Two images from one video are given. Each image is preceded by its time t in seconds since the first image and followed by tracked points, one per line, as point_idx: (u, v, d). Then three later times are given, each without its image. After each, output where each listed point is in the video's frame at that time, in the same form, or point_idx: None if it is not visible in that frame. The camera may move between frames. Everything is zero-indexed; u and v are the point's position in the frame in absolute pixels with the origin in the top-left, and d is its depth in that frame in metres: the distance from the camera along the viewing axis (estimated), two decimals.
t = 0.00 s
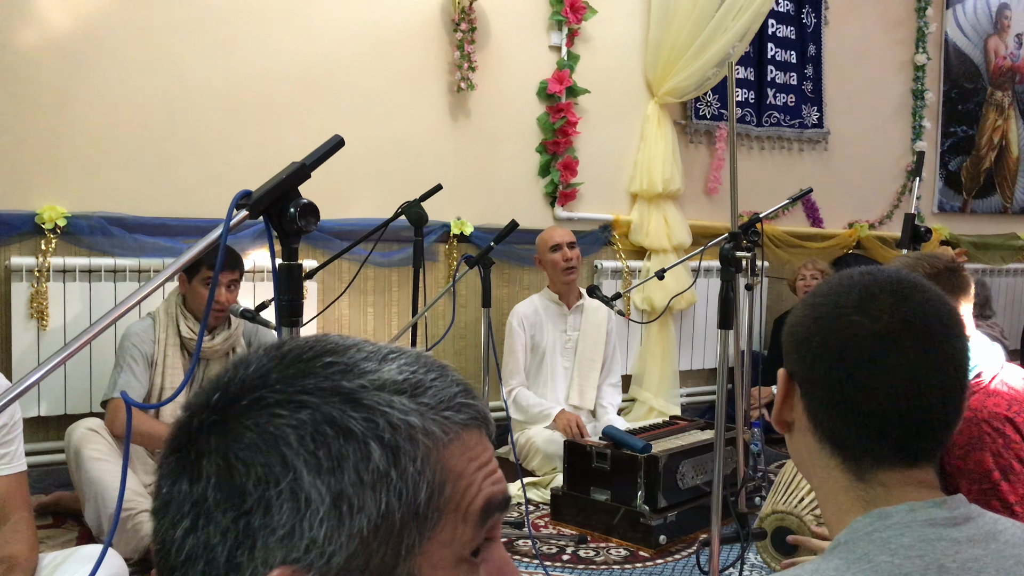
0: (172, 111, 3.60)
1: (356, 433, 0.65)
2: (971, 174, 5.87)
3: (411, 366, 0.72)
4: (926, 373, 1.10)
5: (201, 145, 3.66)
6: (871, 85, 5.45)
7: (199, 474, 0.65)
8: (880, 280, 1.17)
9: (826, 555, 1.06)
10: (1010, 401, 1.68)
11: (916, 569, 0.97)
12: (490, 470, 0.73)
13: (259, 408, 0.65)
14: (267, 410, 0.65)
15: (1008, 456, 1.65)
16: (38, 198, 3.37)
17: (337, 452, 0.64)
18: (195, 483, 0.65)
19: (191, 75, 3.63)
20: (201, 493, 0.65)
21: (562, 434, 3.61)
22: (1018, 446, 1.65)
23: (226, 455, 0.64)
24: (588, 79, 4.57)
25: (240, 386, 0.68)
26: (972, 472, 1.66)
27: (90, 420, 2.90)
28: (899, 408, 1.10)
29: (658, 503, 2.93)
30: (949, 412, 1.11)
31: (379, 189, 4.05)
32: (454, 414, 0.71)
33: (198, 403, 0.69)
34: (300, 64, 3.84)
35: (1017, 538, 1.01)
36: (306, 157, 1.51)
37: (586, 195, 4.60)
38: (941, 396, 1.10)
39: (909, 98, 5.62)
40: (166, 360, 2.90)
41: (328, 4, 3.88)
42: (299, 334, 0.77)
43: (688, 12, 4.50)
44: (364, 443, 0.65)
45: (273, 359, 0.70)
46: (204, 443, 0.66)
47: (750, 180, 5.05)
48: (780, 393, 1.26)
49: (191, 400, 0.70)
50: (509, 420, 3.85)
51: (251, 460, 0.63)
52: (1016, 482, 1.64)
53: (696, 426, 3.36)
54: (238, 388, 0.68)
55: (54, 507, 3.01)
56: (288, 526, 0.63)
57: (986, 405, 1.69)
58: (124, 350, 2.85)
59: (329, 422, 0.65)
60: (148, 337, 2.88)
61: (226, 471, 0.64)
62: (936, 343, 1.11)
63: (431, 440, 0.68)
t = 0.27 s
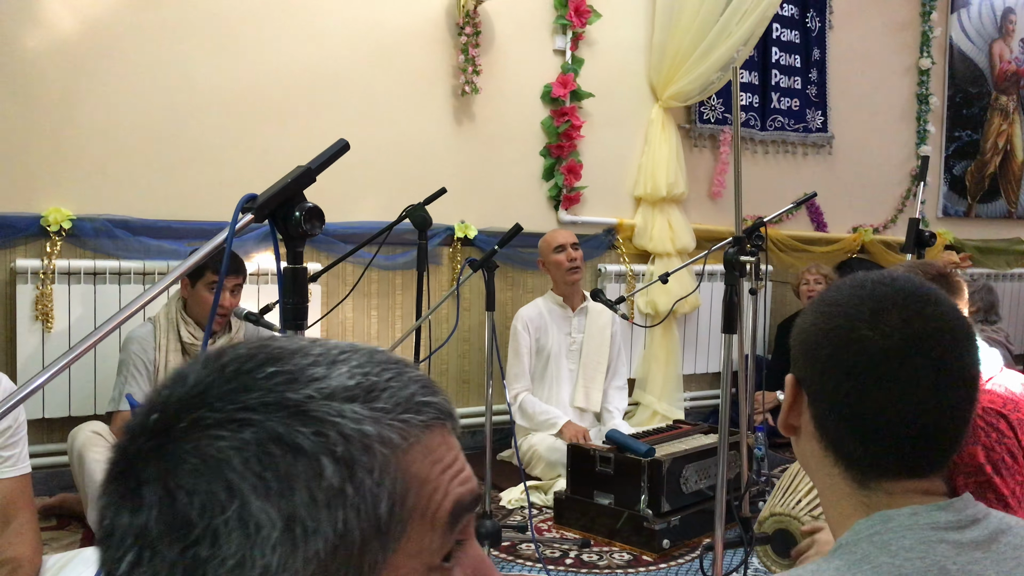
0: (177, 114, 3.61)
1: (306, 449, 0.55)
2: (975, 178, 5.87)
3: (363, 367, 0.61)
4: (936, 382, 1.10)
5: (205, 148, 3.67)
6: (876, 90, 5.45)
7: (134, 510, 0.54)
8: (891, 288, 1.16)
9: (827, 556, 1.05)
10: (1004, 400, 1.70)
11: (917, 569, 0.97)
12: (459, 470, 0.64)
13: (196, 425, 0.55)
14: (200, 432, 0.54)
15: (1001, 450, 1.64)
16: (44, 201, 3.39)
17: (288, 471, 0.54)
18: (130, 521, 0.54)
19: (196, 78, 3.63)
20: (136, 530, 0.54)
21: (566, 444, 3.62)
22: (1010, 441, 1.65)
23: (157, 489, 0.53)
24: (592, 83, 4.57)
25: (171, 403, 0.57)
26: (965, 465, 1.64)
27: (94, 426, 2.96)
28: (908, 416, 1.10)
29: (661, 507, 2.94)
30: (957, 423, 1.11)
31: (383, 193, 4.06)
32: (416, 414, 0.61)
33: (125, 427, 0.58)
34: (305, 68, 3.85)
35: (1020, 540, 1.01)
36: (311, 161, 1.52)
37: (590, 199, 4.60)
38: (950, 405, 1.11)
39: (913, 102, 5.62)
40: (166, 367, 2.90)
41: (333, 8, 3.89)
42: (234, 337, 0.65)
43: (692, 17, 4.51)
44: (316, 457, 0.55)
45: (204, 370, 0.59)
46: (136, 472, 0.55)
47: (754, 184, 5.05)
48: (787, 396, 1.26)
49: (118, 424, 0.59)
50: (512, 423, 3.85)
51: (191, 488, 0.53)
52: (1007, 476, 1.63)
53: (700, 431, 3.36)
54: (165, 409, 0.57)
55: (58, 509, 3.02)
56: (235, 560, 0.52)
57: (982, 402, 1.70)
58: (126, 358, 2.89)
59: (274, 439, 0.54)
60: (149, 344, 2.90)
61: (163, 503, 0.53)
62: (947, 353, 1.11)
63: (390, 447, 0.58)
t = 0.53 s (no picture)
0: (179, 117, 3.62)
1: (286, 458, 0.57)
2: (977, 181, 5.86)
3: (346, 380, 0.64)
4: (931, 382, 1.11)
5: (207, 150, 3.68)
6: (877, 92, 5.45)
7: (112, 509, 0.56)
8: (886, 290, 1.17)
9: (825, 557, 1.06)
10: (1001, 409, 1.70)
11: (912, 571, 0.98)
12: (437, 488, 0.67)
13: (180, 432, 0.57)
14: (184, 436, 0.57)
15: (997, 461, 1.65)
16: (47, 203, 3.40)
17: (266, 480, 0.56)
18: (108, 520, 0.56)
19: (199, 80, 3.65)
20: (113, 529, 0.56)
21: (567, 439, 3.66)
22: (1007, 452, 1.65)
23: (138, 490, 0.56)
24: (594, 85, 4.57)
25: (158, 408, 0.59)
26: (961, 476, 1.66)
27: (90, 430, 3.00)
28: (904, 416, 1.10)
29: (662, 509, 2.94)
30: (952, 424, 1.12)
31: (385, 195, 4.06)
32: (394, 430, 0.64)
33: (113, 427, 0.60)
34: (307, 70, 3.86)
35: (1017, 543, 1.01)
36: (313, 164, 1.52)
37: (592, 201, 4.61)
38: (945, 405, 1.11)
39: (915, 105, 5.62)
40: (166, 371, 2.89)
41: (335, 11, 3.90)
42: (223, 345, 0.68)
43: (694, 19, 4.51)
44: (294, 466, 0.57)
45: (190, 376, 0.62)
46: (119, 473, 0.57)
47: (756, 186, 5.05)
48: (785, 399, 1.26)
49: (103, 425, 0.61)
50: (514, 425, 3.86)
51: (169, 490, 0.55)
52: (1005, 486, 1.64)
53: (701, 433, 3.35)
54: (152, 411, 0.59)
55: (60, 510, 3.03)
56: (208, 565, 0.54)
57: (978, 412, 1.70)
58: (125, 361, 2.88)
59: (254, 447, 0.57)
60: (147, 347, 2.89)
61: (142, 504, 0.55)
62: (942, 354, 1.11)
63: (369, 460, 0.61)
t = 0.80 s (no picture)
0: (181, 118, 3.62)
1: (239, 454, 0.55)
2: (980, 183, 5.86)
3: (303, 373, 0.62)
4: (934, 380, 1.10)
5: (209, 151, 3.68)
6: (879, 94, 5.45)
7: (62, 515, 0.54)
8: (889, 289, 1.17)
9: (827, 554, 1.06)
10: (1006, 409, 1.69)
11: (915, 569, 0.97)
12: (400, 482, 0.65)
13: (130, 432, 0.55)
14: (135, 437, 0.55)
15: (1006, 463, 1.65)
16: (49, 204, 3.40)
17: (221, 477, 0.55)
18: (58, 526, 0.54)
19: (201, 81, 3.65)
20: (62, 536, 0.54)
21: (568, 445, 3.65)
22: (1014, 452, 1.66)
23: (87, 493, 0.54)
24: (596, 87, 4.58)
25: (108, 408, 0.57)
26: (970, 479, 1.67)
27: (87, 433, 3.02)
28: (907, 415, 1.10)
29: (664, 510, 2.94)
30: (954, 423, 1.12)
31: (387, 196, 4.07)
32: (354, 423, 0.62)
33: (62, 430, 0.58)
34: (309, 71, 3.86)
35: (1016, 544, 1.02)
36: (314, 164, 1.53)
37: (593, 202, 4.61)
38: (948, 403, 1.11)
39: (917, 106, 5.61)
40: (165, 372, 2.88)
41: (336, 12, 3.91)
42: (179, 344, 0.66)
43: (696, 20, 4.50)
44: (249, 463, 0.55)
45: (141, 374, 0.60)
46: (68, 477, 0.55)
47: (757, 187, 5.05)
48: (788, 398, 1.26)
49: (54, 429, 0.59)
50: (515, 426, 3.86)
51: (118, 493, 0.53)
52: (1013, 487, 1.65)
53: (703, 434, 3.35)
54: (101, 411, 0.58)
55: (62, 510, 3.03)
56: (162, 569, 0.52)
57: (985, 413, 1.68)
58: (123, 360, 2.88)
59: (206, 444, 0.55)
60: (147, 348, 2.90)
61: (92, 508, 0.53)
62: (944, 353, 1.11)
63: (328, 455, 0.59)
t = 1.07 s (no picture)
0: (181, 119, 3.63)
1: (217, 451, 0.56)
2: (980, 184, 5.86)
3: (276, 371, 0.62)
4: (927, 381, 1.11)
5: (209, 152, 3.69)
6: (879, 95, 5.45)
7: (37, 519, 0.54)
8: (880, 293, 1.18)
9: (825, 559, 1.06)
10: (1008, 413, 1.70)
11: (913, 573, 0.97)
12: (374, 476, 0.66)
13: (106, 432, 0.55)
14: (113, 438, 0.55)
15: (1006, 463, 1.65)
16: (49, 205, 3.40)
17: (199, 476, 0.55)
18: (32, 528, 0.54)
19: (201, 83, 3.65)
20: (37, 539, 0.54)
21: (568, 440, 3.64)
22: (1015, 454, 1.65)
23: (62, 495, 0.54)
24: (596, 88, 4.58)
25: (82, 410, 0.57)
26: (972, 478, 1.65)
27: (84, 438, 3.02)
28: (901, 416, 1.10)
29: (663, 512, 2.94)
30: (948, 423, 1.12)
31: (387, 197, 4.07)
32: (330, 418, 0.63)
33: (34, 433, 0.58)
34: (309, 73, 3.87)
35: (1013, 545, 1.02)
36: (313, 166, 1.53)
37: (593, 204, 4.61)
38: (941, 403, 1.11)
39: (917, 108, 5.62)
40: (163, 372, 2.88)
41: (337, 14, 3.91)
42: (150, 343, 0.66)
43: (696, 22, 4.50)
44: (227, 460, 0.56)
45: (113, 376, 0.60)
46: (42, 480, 0.55)
47: (757, 189, 5.05)
48: (782, 403, 1.26)
49: (24, 431, 0.59)
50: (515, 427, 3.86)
51: (95, 494, 0.53)
52: (1013, 488, 1.64)
53: (702, 436, 3.35)
54: (76, 413, 0.58)
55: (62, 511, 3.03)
56: (146, 565, 0.53)
57: (986, 414, 1.69)
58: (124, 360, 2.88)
59: (184, 442, 0.56)
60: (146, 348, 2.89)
61: (67, 509, 0.54)
62: (936, 353, 1.12)
63: (304, 450, 0.60)
